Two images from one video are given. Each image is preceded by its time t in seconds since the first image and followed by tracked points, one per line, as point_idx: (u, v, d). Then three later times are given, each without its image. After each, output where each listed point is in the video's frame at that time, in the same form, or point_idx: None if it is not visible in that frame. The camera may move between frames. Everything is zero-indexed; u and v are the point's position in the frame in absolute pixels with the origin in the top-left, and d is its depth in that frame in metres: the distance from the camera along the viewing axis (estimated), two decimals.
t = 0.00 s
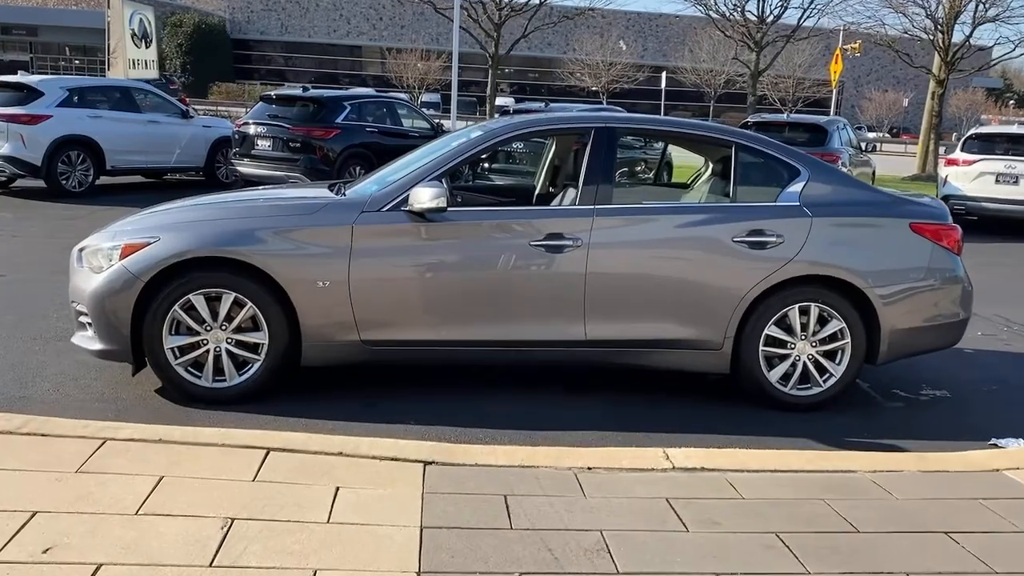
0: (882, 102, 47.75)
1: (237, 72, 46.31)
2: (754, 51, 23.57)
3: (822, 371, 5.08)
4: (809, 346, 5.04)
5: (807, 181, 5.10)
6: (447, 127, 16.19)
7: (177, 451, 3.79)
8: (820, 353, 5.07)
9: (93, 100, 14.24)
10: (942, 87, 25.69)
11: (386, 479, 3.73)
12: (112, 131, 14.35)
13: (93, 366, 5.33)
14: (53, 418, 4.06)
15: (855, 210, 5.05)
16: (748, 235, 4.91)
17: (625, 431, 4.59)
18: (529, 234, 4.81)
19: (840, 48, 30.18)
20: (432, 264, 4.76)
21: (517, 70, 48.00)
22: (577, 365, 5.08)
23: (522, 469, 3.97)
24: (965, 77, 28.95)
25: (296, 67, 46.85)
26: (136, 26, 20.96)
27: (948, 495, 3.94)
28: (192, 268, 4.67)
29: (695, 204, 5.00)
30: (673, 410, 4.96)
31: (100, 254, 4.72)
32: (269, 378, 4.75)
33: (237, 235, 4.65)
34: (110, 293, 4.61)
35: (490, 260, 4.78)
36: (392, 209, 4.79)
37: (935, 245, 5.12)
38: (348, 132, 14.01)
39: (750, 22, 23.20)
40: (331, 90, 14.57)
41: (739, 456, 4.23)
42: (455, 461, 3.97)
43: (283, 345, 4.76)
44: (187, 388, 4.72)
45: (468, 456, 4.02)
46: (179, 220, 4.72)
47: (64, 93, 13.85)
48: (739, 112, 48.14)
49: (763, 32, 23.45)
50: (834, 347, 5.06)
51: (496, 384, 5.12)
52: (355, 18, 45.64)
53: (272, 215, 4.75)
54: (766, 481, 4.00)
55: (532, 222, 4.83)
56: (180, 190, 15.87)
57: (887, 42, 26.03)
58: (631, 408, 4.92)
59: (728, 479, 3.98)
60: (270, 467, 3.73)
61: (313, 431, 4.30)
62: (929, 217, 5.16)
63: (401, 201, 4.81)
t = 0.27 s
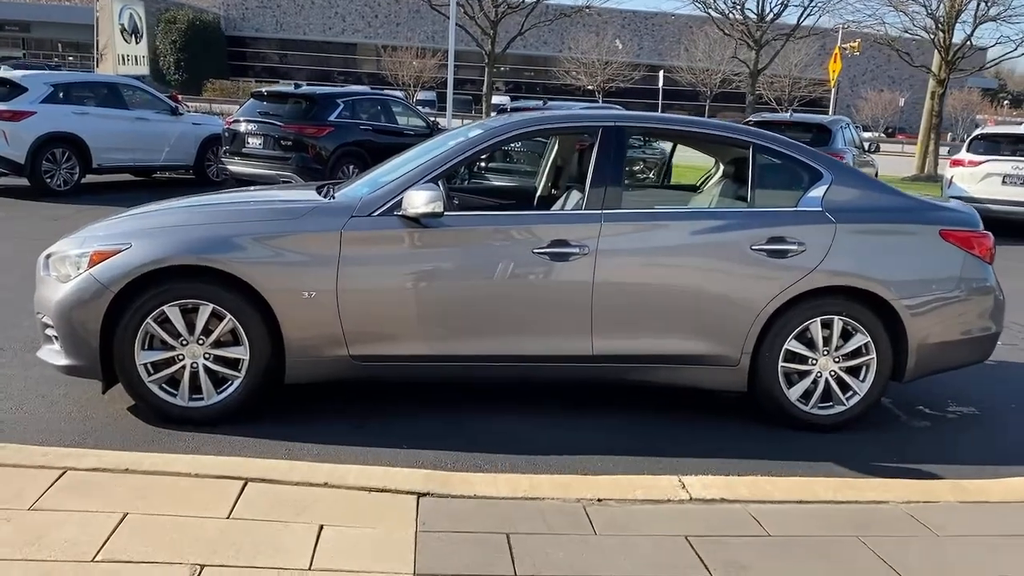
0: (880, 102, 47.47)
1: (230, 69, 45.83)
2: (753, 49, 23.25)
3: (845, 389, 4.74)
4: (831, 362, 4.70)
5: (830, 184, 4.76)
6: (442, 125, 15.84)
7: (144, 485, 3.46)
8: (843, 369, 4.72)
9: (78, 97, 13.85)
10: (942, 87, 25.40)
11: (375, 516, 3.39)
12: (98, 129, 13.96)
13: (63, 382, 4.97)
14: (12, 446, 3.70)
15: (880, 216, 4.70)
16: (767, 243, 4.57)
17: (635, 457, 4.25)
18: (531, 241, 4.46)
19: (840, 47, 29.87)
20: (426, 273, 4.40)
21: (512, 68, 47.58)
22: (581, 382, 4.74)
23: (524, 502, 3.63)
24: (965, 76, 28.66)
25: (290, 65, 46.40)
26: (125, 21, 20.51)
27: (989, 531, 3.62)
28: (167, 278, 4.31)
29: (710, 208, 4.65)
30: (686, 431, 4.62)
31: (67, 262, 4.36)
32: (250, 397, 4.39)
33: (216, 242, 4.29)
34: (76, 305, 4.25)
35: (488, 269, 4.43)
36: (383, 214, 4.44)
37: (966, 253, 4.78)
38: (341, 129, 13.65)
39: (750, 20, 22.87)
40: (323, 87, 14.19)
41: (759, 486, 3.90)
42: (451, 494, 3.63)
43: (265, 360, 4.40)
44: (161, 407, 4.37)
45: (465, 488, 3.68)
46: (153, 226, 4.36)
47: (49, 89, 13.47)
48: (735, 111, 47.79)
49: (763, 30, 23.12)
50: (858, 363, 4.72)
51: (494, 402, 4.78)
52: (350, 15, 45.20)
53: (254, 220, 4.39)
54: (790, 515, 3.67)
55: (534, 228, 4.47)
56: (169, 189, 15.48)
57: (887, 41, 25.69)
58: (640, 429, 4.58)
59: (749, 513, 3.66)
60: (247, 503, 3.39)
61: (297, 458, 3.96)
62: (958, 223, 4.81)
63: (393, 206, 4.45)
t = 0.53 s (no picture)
0: (876, 98, 47.14)
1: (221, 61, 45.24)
2: (753, 44, 22.87)
3: (871, 414, 4.37)
4: (857, 385, 4.32)
5: (857, 191, 4.37)
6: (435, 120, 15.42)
7: (96, 539, 3.06)
8: (869, 394, 4.35)
9: (58, 88, 13.38)
10: (943, 84, 25.06)
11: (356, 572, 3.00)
12: (79, 122, 13.49)
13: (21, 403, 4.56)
14: None
15: (911, 226, 4.31)
16: (789, 256, 4.18)
17: (645, 491, 3.87)
18: (531, 254, 4.06)
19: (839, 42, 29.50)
20: (414, 288, 4.00)
21: (506, 62, 47.08)
22: (586, 407, 4.34)
23: (525, 549, 3.25)
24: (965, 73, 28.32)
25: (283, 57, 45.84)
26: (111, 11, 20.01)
27: None
28: (129, 293, 3.90)
29: (726, 217, 4.27)
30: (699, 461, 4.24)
31: (18, 274, 3.94)
32: (221, 424, 4.00)
33: (183, 253, 3.88)
34: (28, 323, 3.83)
35: (484, 284, 4.03)
36: (369, 223, 4.03)
37: (1003, 267, 4.39)
38: (330, 125, 13.23)
39: (749, 14, 22.50)
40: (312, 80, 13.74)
41: (785, 529, 3.52)
42: (441, 542, 3.24)
43: (238, 384, 4.00)
44: (123, 435, 3.96)
45: (457, 534, 3.29)
46: (114, 235, 3.94)
47: (27, 81, 13.01)
48: (731, 106, 47.40)
49: (762, 24, 22.75)
50: (885, 386, 4.35)
51: (490, 428, 4.39)
52: (343, 7, 44.63)
53: (226, 229, 3.99)
54: (820, 563, 3.29)
55: (534, 239, 4.08)
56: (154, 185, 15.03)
57: (887, 37, 25.30)
58: (649, 459, 4.20)
59: (774, 560, 3.29)
60: (212, 560, 2.99)
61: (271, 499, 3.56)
62: (994, 234, 4.42)
63: (379, 214, 4.05)
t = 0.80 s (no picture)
0: (873, 91, 46.85)
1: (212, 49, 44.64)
2: (752, 34, 22.46)
3: (896, 432, 4.00)
4: (882, 400, 3.95)
5: (883, 188, 3.99)
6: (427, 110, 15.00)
7: None
8: (895, 410, 3.97)
9: (36, 75, 12.96)
10: (944, 75, 24.68)
11: None
12: (59, 110, 13.04)
13: None
14: None
15: (943, 228, 3.93)
16: (810, 259, 3.80)
17: (651, 521, 3.49)
18: (525, 256, 3.67)
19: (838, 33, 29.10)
20: (396, 294, 3.61)
21: (501, 52, 46.57)
22: (586, 424, 3.97)
23: None
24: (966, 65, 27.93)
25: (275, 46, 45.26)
26: None
27: None
28: (78, 299, 3.50)
29: (741, 216, 3.88)
30: (709, 484, 3.87)
31: None
32: (183, 444, 3.61)
33: (139, 255, 3.48)
34: None
35: (473, 289, 3.64)
36: (347, 221, 3.64)
37: None
38: (318, 114, 12.81)
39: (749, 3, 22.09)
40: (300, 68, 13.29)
41: (808, 565, 3.14)
42: None
43: (201, 400, 3.60)
44: (73, 457, 3.57)
45: None
46: (62, 234, 3.54)
47: (4, 67, 12.61)
48: (727, 97, 46.97)
49: (762, 13, 22.33)
50: (912, 402, 3.97)
51: (481, 447, 4.01)
52: None
53: (188, 228, 3.59)
54: None
55: (529, 240, 3.69)
56: (138, 176, 14.59)
57: (888, 27, 24.90)
58: (654, 482, 3.83)
59: None
60: None
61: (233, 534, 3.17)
62: None
63: (358, 212, 3.65)
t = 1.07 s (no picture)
0: (871, 77, 45.77)
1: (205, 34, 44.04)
2: (754, 22, 22.00)
3: (926, 461, 3.63)
4: (911, 426, 3.58)
5: (917, 192, 3.61)
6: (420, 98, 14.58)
7: None
8: (925, 436, 3.60)
9: (15, 60, 12.57)
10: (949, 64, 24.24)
11: None
12: (39, 97, 12.61)
13: None
14: None
15: (983, 237, 3.54)
16: (837, 270, 3.43)
17: (657, 566, 3.13)
18: (517, 269, 3.28)
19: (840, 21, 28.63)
20: (373, 310, 3.22)
21: (498, 38, 46.04)
22: (585, 453, 3.60)
23: None
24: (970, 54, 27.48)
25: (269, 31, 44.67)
26: None
27: None
28: (15, 316, 3.12)
29: (760, 223, 3.51)
30: (720, 520, 3.50)
31: None
32: (134, 477, 3.23)
33: (83, 266, 3.10)
34: None
35: (457, 305, 3.26)
36: (320, 228, 3.25)
37: None
38: (307, 102, 12.38)
39: None
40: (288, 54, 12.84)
41: None
42: None
43: (156, 429, 3.23)
44: (12, 492, 3.20)
45: None
46: None
47: None
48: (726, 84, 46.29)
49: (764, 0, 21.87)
50: (945, 428, 3.60)
51: (469, 478, 3.64)
52: None
53: (140, 235, 3.20)
54: None
55: (522, 249, 3.30)
56: (122, 165, 14.16)
57: (892, 15, 24.44)
58: (660, 519, 3.46)
59: None
60: None
61: None
62: None
63: (332, 218, 3.27)
